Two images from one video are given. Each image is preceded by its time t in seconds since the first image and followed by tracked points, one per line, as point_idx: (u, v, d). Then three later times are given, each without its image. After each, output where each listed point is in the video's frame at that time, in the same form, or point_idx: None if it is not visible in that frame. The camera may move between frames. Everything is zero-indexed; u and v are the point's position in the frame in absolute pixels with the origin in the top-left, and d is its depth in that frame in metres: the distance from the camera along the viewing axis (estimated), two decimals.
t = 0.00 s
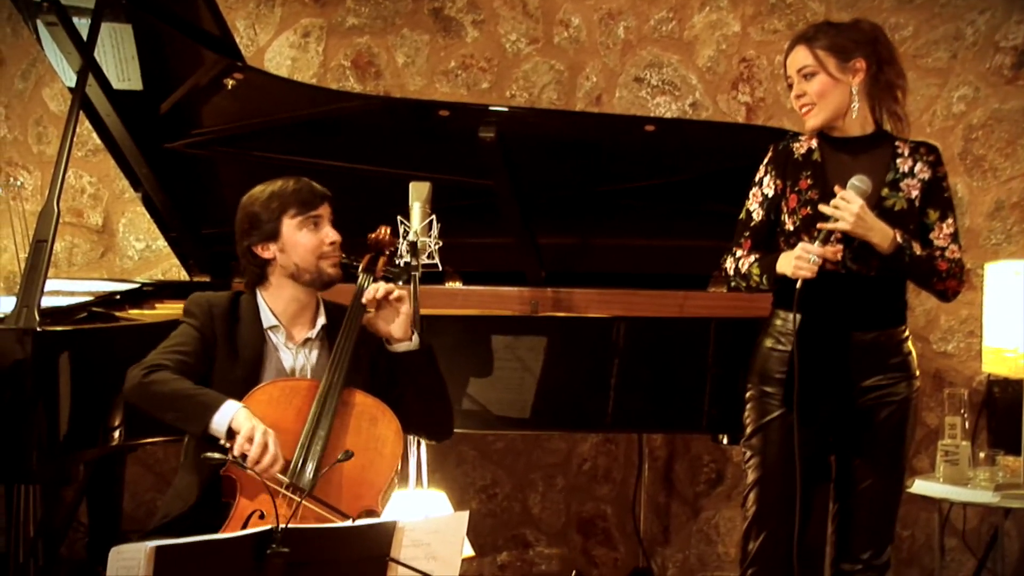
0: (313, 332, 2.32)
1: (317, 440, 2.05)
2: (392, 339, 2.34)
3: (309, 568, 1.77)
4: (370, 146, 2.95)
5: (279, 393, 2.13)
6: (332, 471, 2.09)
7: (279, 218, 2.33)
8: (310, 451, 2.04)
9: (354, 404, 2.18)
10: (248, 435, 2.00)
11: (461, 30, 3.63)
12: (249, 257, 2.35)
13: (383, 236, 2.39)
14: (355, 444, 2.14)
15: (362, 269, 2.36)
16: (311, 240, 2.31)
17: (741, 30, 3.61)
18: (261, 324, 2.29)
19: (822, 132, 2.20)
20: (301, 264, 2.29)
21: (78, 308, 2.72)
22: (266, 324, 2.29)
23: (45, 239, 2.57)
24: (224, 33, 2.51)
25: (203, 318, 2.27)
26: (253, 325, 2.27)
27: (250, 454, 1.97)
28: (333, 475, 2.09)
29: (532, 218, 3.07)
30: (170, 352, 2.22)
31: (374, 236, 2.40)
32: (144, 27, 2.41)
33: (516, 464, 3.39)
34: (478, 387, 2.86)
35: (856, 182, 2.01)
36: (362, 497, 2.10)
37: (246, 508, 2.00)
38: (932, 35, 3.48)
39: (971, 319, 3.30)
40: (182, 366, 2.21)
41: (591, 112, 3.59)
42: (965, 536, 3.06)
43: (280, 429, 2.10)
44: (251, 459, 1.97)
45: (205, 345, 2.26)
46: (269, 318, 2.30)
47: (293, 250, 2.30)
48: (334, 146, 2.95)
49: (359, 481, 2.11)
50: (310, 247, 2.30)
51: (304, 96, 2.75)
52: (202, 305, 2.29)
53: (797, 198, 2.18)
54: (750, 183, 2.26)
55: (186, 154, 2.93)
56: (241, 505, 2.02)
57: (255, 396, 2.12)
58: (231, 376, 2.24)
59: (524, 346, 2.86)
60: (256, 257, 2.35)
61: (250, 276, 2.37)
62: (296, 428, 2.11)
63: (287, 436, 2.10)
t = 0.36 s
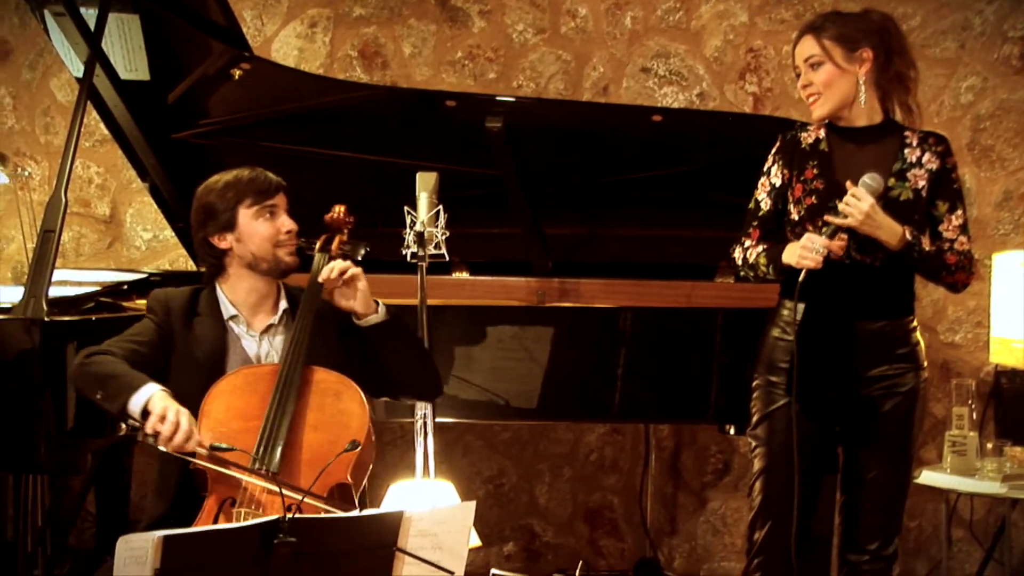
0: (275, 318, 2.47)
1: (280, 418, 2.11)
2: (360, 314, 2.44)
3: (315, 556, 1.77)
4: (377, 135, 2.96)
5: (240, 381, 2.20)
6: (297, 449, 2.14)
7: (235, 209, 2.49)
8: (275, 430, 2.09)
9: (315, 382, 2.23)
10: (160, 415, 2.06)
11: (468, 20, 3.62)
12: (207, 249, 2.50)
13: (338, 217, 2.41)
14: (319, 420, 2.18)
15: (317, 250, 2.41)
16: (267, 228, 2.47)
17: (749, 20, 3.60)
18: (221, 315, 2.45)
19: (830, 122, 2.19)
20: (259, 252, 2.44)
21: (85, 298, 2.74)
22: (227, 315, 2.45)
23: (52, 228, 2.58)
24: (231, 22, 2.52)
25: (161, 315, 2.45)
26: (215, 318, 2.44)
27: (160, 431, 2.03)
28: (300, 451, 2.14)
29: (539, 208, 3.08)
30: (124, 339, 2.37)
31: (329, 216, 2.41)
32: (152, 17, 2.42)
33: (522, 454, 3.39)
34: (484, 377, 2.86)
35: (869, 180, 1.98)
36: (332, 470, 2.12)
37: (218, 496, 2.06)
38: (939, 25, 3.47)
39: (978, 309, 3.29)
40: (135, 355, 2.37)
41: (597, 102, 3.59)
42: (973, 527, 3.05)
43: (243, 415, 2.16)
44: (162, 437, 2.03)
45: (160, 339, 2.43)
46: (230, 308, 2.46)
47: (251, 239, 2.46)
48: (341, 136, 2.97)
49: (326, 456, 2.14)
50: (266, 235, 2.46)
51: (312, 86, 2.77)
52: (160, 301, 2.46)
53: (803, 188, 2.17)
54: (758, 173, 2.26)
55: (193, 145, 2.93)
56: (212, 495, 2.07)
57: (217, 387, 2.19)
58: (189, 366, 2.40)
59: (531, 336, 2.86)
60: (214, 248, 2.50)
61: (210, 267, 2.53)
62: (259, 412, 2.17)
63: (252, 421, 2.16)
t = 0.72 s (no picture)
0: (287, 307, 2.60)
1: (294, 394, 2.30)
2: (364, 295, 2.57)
3: (354, 528, 1.92)
4: (410, 139, 3.20)
5: (255, 366, 2.40)
6: (309, 424, 2.32)
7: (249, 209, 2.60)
8: (283, 407, 2.28)
9: (321, 362, 2.43)
10: (124, 389, 2.13)
11: (496, 33, 3.85)
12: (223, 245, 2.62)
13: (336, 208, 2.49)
14: (327, 396, 2.38)
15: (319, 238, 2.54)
16: (279, 227, 2.58)
17: (756, 32, 3.83)
18: (237, 307, 2.57)
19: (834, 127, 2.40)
20: (270, 249, 2.56)
21: (143, 290, 3.00)
22: (242, 306, 2.58)
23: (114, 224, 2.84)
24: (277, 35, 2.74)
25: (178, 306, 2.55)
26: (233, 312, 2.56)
27: (124, 404, 2.10)
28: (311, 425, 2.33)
29: (563, 206, 3.32)
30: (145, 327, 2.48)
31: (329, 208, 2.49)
32: (202, 33, 2.65)
33: (546, 434, 3.63)
34: (509, 363, 3.09)
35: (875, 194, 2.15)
36: (342, 440, 2.31)
37: (241, 472, 2.23)
38: (934, 37, 3.70)
39: (969, 301, 3.52)
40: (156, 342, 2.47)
41: (615, 108, 3.82)
42: (963, 502, 3.29)
43: (258, 397, 2.35)
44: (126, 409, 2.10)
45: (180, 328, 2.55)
46: (244, 299, 2.59)
47: (263, 236, 2.57)
48: (376, 139, 3.20)
49: (336, 427, 2.33)
50: (277, 233, 2.57)
51: (349, 96, 3.01)
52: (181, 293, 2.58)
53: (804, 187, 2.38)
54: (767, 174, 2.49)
55: (240, 146, 3.18)
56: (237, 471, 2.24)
57: (232, 376, 2.38)
58: (206, 352, 2.50)
59: (554, 326, 3.09)
60: (230, 243, 2.63)
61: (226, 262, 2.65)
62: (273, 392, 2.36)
63: (266, 401, 2.34)
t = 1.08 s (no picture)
0: (305, 299, 2.73)
1: (311, 380, 2.44)
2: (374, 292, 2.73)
3: (373, 504, 2.15)
4: (424, 144, 3.46)
5: (276, 354, 2.54)
6: (325, 406, 2.48)
7: (267, 210, 2.70)
8: (302, 393, 2.42)
9: (337, 348, 2.57)
10: (114, 358, 2.30)
11: (505, 45, 4.12)
12: (243, 242, 2.73)
13: (349, 208, 2.68)
14: (343, 379, 2.52)
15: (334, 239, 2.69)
16: (296, 229, 2.69)
17: (746, 45, 4.06)
18: (259, 299, 2.71)
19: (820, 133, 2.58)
20: (287, 249, 2.68)
21: (179, 283, 3.25)
22: (263, 298, 2.72)
23: (152, 222, 3.09)
24: (303, 49, 2.97)
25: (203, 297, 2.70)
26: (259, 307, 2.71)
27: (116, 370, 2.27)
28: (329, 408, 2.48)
29: (566, 206, 3.58)
30: (172, 315, 2.62)
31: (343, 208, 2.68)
32: (234, 45, 2.90)
33: (550, 417, 3.91)
34: (517, 352, 3.34)
35: (868, 211, 2.29)
36: (357, 421, 2.47)
37: (263, 451, 2.38)
38: (911, 49, 3.94)
39: (943, 294, 3.77)
40: (181, 330, 2.61)
41: (616, 115, 4.07)
42: (936, 480, 3.57)
43: (279, 382, 2.50)
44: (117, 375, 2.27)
45: (203, 319, 2.68)
46: (265, 292, 2.73)
47: (281, 236, 2.68)
48: (393, 144, 3.45)
49: (351, 409, 2.48)
50: (294, 234, 2.68)
51: (369, 103, 3.26)
52: (205, 285, 2.72)
53: (790, 189, 2.56)
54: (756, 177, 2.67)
55: (267, 150, 3.43)
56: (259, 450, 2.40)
57: (255, 364, 2.53)
58: (230, 339, 2.64)
59: (558, 317, 3.34)
60: (250, 242, 2.74)
61: (247, 257, 2.78)
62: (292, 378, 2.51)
63: (286, 387, 2.49)
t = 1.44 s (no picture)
0: (332, 293, 2.70)
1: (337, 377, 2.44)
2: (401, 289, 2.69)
3: (397, 497, 2.09)
4: (445, 138, 3.46)
5: (302, 347, 2.53)
6: (351, 401, 2.48)
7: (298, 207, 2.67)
8: (331, 387, 2.42)
9: (364, 342, 2.56)
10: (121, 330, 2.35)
11: (527, 39, 4.12)
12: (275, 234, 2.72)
13: (376, 202, 2.67)
14: (368, 375, 2.51)
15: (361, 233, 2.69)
16: (324, 228, 2.65)
17: (768, 38, 4.05)
18: (285, 290, 2.69)
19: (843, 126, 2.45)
20: (314, 247, 2.65)
21: (201, 276, 3.26)
22: (290, 290, 2.70)
23: (173, 216, 3.09)
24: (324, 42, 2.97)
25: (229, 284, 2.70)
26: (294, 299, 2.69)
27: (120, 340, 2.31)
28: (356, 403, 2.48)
29: (588, 200, 3.58)
30: (195, 299, 2.64)
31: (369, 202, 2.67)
32: (257, 39, 2.91)
33: (571, 411, 3.92)
34: (538, 346, 3.34)
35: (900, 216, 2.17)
36: (382, 417, 2.47)
37: (289, 444, 2.39)
38: (934, 42, 3.93)
39: (966, 289, 3.75)
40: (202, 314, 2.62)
41: (637, 108, 4.07)
42: (959, 475, 3.56)
43: (306, 376, 2.50)
44: (120, 344, 2.31)
45: (226, 305, 2.69)
46: (292, 285, 2.70)
47: (309, 234, 2.65)
48: (415, 137, 3.46)
49: (376, 404, 2.48)
50: (322, 233, 2.64)
51: (391, 96, 3.26)
52: (234, 273, 2.72)
53: (814, 184, 2.42)
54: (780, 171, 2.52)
55: (290, 144, 3.42)
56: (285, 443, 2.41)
57: (282, 356, 2.52)
58: (251, 327, 2.64)
59: (580, 311, 3.34)
60: (281, 235, 2.72)
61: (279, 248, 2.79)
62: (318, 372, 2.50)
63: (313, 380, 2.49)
